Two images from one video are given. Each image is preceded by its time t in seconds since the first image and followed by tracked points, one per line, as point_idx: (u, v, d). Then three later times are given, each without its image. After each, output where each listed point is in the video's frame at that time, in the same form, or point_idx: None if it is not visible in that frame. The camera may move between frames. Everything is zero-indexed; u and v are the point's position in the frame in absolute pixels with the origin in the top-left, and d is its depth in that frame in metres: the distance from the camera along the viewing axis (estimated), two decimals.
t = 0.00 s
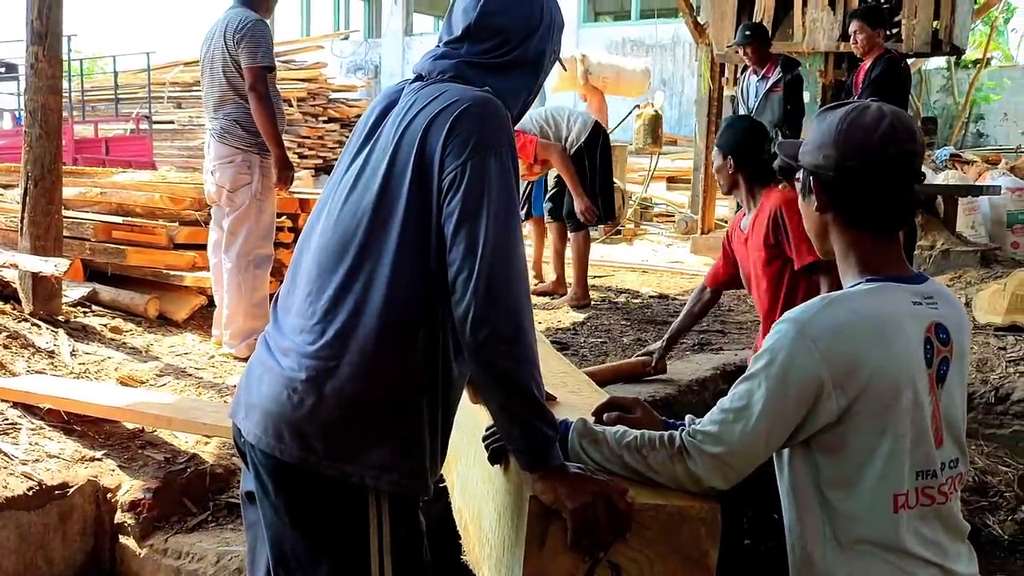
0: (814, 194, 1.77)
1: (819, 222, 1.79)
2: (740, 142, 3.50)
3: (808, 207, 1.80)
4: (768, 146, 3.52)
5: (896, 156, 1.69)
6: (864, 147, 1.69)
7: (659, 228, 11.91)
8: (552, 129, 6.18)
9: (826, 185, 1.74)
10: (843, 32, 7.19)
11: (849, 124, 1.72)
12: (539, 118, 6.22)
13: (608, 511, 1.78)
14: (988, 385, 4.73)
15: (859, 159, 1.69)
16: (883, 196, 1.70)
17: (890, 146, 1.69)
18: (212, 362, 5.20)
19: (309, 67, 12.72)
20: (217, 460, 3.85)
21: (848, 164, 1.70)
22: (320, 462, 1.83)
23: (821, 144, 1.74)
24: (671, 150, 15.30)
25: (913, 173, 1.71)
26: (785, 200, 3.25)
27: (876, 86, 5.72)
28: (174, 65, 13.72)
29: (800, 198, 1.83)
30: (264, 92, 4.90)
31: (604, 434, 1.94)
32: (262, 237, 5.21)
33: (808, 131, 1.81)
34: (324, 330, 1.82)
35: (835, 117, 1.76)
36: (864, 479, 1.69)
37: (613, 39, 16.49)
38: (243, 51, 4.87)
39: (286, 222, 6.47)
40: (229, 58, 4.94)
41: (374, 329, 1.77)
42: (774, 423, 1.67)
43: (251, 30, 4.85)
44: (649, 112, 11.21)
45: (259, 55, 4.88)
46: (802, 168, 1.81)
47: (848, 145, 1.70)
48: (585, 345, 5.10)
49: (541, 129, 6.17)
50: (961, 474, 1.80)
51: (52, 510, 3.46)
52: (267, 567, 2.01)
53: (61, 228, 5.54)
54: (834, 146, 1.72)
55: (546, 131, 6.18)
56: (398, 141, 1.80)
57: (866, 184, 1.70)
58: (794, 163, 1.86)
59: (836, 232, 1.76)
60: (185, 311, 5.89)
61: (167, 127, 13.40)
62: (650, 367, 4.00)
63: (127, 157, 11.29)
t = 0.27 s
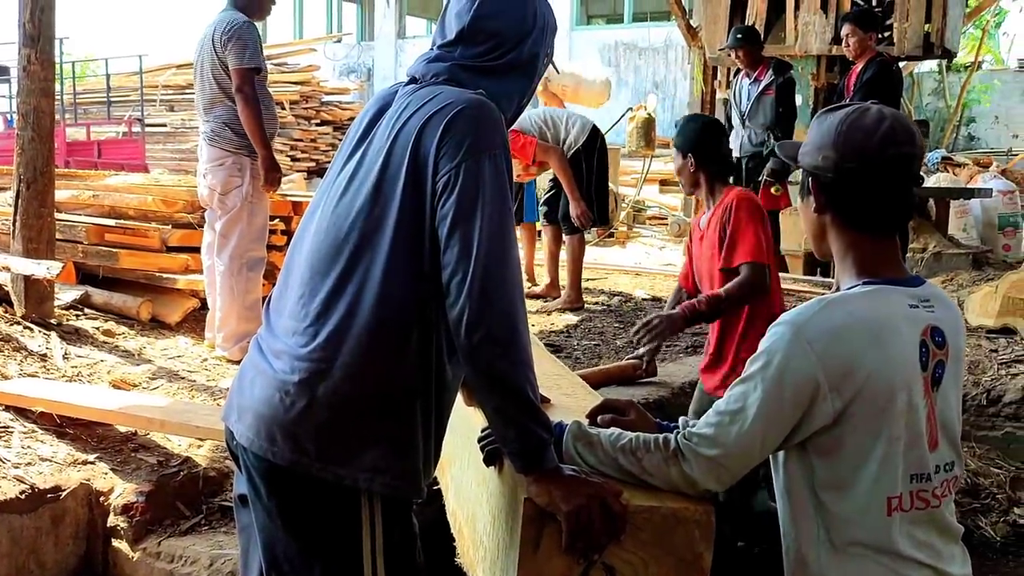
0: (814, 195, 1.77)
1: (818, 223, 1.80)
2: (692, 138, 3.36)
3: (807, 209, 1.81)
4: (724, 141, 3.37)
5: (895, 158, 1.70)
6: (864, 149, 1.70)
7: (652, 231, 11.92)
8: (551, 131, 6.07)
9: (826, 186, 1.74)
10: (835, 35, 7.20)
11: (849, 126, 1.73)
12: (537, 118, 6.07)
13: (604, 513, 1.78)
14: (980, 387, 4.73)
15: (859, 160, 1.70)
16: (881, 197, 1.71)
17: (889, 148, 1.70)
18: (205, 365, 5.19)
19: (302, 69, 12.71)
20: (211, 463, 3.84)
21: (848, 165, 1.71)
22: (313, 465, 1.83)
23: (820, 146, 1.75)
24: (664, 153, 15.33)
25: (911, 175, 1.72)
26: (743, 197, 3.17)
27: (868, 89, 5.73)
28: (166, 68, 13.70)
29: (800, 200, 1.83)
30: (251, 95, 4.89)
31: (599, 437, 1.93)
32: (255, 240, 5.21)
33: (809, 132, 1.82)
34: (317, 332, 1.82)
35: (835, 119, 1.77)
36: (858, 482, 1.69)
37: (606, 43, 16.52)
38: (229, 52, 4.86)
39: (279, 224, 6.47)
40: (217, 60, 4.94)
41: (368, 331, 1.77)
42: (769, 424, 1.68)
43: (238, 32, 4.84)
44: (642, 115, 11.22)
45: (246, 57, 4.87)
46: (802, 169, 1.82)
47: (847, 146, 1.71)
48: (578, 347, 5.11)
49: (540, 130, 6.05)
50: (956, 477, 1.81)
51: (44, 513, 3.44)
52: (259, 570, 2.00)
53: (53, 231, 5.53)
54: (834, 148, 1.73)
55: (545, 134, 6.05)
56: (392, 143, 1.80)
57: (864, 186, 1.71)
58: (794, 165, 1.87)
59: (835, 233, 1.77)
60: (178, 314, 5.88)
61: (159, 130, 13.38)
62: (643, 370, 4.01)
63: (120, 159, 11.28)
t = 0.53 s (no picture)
0: (813, 195, 1.77)
1: (816, 223, 1.80)
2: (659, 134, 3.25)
3: (807, 208, 1.81)
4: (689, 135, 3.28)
5: (893, 157, 1.70)
6: (863, 149, 1.70)
7: (645, 233, 11.93)
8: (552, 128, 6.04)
9: (825, 185, 1.74)
10: (828, 37, 7.22)
11: (847, 126, 1.73)
12: (538, 115, 6.03)
13: (598, 514, 1.78)
14: (972, 389, 4.75)
15: (859, 160, 1.70)
16: (880, 198, 1.71)
17: (887, 148, 1.70)
18: (198, 367, 5.19)
19: (295, 72, 12.71)
20: (204, 466, 3.84)
21: (847, 166, 1.71)
22: (306, 467, 1.82)
23: (820, 145, 1.75)
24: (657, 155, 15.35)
25: (909, 175, 1.72)
26: (715, 199, 3.15)
27: (860, 91, 5.75)
28: (158, 70, 13.69)
29: (799, 199, 1.83)
30: (238, 97, 4.88)
31: (593, 439, 1.93)
32: (247, 242, 5.20)
33: (808, 132, 1.82)
34: (310, 335, 1.82)
35: (833, 118, 1.77)
36: (852, 483, 1.70)
37: (599, 45, 16.58)
38: (217, 53, 4.85)
39: (272, 226, 6.46)
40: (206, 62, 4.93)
41: (360, 333, 1.77)
42: (763, 426, 1.68)
43: (224, 33, 4.83)
44: (634, 118, 11.23)
45: (233, 57, 4.85)
46: (800, 169, 1.82)
47: (846, 146, 1.71)
48: (572, 349, 5.11)
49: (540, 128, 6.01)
50: (949, 479, 1.81)
51: (37, 517, 3.42)
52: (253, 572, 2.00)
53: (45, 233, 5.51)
54: (833, 148, 1.73)
55: (546, 130, 6.01)
56: (384, 146, 1.80)
57: (863, 186, 1.71)
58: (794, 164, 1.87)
59: (833, 233, 1.77)
60: (171, 316, 5.86)
61: (151, 132, 13.35)
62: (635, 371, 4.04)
63: (112, 162, 11.25)
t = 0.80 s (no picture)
0: (808, 197, 1.78)
1: (811, 225, 1.80)
2: (634, 130, 3.14)
3: (801, 210, 1.81)
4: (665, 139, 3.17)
5: (889, 162, 1.71)
6: (860, 153, 1.71)
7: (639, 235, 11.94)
8: (546, 127, 6.07)
9: (820, 188, 1.75)
10: (820, 40, 7.24)
11: (844, 129, 1.74)
12: (532, 114, 6.04)
13: (593, 516, 1.78)
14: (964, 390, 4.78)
15: (855, 164, 1.71)
16: (875, 201, 1.72)
17: (884, 153, 1.71)
18: (191, 369, 5.18)
19: (288, 74, 12.70)
20: (198, 468, 3.84)
21: (842, 169, 1.72)
22: (300, 470, 1.82)
23: (816, 147, 1.75)
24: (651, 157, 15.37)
25: (904, 179, 1.73)
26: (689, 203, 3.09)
27: (853, 94, 5.77)
28: (151, 72, 13.67)
29: (793, 200, 1.84)
30: (228, 99, 4.87)
31: (588, 440, 1.94)
32: (239, 244, 5.20)
33: (803, 133, 1.83)
34: (304, 337, 1.82)
35: (830, 121, 1.78)
36: (845, 485, 1.70)
37: (592, 47, 16.62)
38: (208, 55, 4.85)
39: (265, 228, 6.47)
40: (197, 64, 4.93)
41: (355, 335, 1.77)
42: (757, 428, 1.68)
43: (214, 36, 4.83)
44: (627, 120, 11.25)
45: (223, 59, 4.85)
46: (796, 171, 1.82)
47: (842, 148, 1.72)
48: (566, 351, 5.12)
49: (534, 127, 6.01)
50: (942, 482, 1.82)
51: (31, 520, 3.42)
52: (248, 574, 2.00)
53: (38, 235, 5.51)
54: (828, 150, 1.73)
55: (539, 130, 6.03)
56: (377, 148, 1.80)
57: (858, 189, 1.72)
58: (788, 166, 1.87)
59: (827, 235, 1.77)
60: (165, 319, 5.85)
61: (144, 134, 13.32)
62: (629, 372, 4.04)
63: (105, 164, 11.24)
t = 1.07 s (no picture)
0: (799, 197, 1.79)
1: (801, 225, 1.81)
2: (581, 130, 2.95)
3: (791, 211, 1.82)
4: (614, 140, 2.98)
5: (880, 166, 1.72)
6: (851, 156, 1.72)
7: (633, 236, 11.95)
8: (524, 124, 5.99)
9: (811, 189, 1.76)
10: (813, 41, 7.25)
11: (836, 131, 1.75)
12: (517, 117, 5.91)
13: (587, 517, 1.79)
14: (957, 391, 4.80)
15: (846, 166, 1.72)
16: (867, 203, 1.73)
17: (875, 157, 1.72)
18: (185, 371, 5.18)
19: (282, 76, 12.70)
20: (191, 470, 3.84)
21: (833, 172, 1.72)
22: (293, 472, 1.82)
23: (807, 149, 1.76)
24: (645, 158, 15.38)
25: (894, 179, 1.74)
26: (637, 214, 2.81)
27: (846, 95, 5.78)
28: (144, 73, 13.65)
29: (784, 201, 1.84)
30: (221, 100, 4.87)
31: (580, 440, 1.94)
32: (233, 245, 5.19)
33: (794, 134, 1.84)
34: (297, 338, 1.82)
35: (822, 123, 1.79)
36: (839, 486, 1.71)
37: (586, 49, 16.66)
38: (201, 56, 4.85)
39: (259, 230, 6.47)
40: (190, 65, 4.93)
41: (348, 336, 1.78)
42: (749, 428, 1.69)
43: (207, 37, 4.83)
44: (621, 121, 11.26)
45: (217, 61, 4.85)
46: (787, 171, 1.83)
47: (833, 150, 1.73)
48: (559, 352, 5.13)
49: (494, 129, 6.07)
50: (935, 483, 1.83)
51: (24, 521, 3.41)
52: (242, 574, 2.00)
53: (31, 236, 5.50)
54: (819, 152, 1.74)
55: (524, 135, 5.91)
56: (368, 150, 1.81)
57: (849, 191, 1.72)
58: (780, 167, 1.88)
59: (818, 236, 1.78)
60: (158, 321, 5.84)
61: (138, 136, 13.30)
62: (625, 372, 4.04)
63: (98, 165, 11.22)
